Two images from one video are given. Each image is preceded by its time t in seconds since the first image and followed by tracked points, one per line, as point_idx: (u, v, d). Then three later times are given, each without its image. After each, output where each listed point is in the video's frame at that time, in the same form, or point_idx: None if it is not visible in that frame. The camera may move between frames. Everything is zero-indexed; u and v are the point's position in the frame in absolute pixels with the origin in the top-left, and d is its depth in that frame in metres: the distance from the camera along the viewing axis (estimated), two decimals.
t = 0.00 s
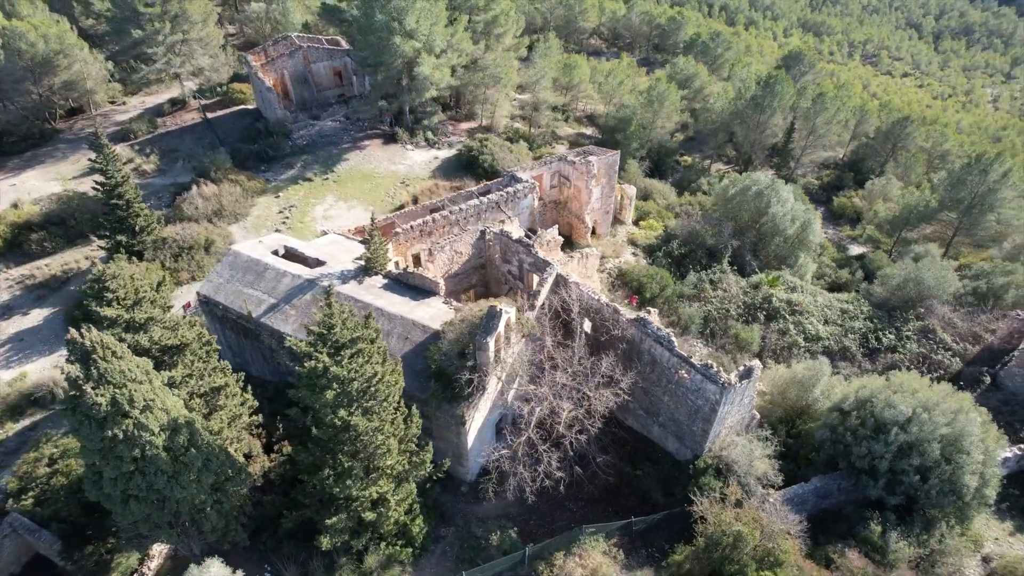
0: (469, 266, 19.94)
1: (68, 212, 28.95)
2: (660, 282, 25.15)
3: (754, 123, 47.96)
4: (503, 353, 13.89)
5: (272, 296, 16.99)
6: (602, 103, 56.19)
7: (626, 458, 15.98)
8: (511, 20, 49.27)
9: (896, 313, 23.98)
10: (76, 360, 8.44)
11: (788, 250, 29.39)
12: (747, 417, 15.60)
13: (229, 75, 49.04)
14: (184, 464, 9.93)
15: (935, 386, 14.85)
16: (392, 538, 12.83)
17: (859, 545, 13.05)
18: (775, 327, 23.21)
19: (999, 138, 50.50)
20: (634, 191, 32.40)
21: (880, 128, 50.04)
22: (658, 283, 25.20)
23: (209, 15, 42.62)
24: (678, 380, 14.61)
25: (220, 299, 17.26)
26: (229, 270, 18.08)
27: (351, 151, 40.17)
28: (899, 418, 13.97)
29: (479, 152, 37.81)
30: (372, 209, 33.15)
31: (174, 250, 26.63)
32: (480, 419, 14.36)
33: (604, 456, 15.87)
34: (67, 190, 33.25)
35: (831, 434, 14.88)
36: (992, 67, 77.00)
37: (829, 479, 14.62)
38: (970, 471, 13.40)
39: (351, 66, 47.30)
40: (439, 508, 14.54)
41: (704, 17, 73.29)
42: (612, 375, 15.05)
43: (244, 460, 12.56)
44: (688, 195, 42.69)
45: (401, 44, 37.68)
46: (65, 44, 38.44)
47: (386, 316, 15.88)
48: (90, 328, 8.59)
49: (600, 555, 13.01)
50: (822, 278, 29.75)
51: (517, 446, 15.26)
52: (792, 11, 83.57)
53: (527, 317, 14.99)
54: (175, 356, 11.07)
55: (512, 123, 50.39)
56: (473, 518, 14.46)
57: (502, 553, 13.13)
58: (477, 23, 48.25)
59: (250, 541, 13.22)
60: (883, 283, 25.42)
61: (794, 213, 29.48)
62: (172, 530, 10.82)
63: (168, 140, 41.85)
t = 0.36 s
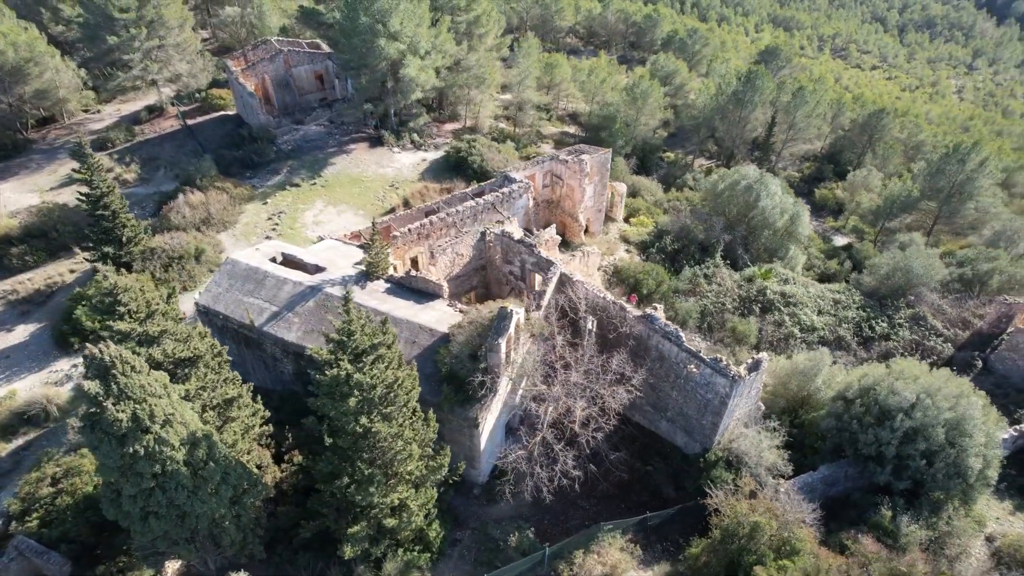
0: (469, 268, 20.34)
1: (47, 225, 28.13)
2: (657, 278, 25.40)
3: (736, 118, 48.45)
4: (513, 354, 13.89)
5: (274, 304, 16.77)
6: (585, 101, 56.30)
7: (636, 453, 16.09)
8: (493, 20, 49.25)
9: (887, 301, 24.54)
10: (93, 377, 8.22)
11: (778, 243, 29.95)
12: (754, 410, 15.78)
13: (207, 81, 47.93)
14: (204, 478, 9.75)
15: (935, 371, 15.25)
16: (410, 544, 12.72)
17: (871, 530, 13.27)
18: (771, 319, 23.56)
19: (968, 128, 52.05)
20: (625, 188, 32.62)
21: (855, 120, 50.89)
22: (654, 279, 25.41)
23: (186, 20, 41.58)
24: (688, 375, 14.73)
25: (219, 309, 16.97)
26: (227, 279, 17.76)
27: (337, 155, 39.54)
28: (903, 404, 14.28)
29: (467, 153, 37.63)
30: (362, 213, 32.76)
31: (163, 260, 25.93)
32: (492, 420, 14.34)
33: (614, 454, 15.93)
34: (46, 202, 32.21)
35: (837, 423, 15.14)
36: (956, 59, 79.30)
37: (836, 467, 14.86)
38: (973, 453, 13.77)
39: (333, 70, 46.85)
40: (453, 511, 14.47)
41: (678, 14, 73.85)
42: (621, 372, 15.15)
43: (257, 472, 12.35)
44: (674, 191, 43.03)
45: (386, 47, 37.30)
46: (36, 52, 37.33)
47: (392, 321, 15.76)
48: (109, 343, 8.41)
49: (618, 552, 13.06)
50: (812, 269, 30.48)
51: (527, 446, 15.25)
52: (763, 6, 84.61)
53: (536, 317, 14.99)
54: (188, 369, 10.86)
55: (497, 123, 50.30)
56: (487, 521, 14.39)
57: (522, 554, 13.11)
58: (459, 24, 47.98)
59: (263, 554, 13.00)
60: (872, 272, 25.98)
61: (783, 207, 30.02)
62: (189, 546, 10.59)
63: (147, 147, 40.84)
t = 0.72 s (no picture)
0: (470, 270, 19.78)
1: (27, 238, 27.38)
2: (653, 274, 25.64)
3: (718, 113, 48.88)
4: (524, 355, 13.92)
5: (276, 311, 16.53)
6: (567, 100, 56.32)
7: (645, 449, 16.18)
8: (474, 20, 49.09)
9: (877, 290, 25.09)
10: (114, 392, 8.02)
11: (768, 235, 30.50)
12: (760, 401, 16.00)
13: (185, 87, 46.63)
14: (225, 491, 9.61)
15: (934, 357, 15.64)
16: (429, 549, 12.66)
17: (882, 515, 13.54)
18: (766, 311, 23.89)
19: (938, 118, 53.47)
20: (615, 185, 32.81)
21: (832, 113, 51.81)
22: (649, 275, 25.63)
23: (162, 24, 40.29)
24: (696, 369, 14.86)
25: (220, 318, 16.68)
26: (226, 287, 17.46)
27: (323, 159, 38.87)
28: (907, 391, 14.62)
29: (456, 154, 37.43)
30: (353, 217, 32.36)
31: (153, 271, 25.14)
32: (505, 421, 14.33)
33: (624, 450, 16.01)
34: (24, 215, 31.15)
35: (842, 411, 15.42)
36: (921, 51, 81.32)
37: (843, 454, 15.12)
38: (975, 435, 14.17)
39: (314, 73, 46.29)
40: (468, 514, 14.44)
41: (653, 11, 74.24)
42: (631, 369, 15.20)
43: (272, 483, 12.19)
44: (660, 187, 43.31)
45: (371, 49, 36.83)
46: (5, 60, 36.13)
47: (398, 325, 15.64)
48: (129, 358, 8.25)
49: (637, 548, 13.11)
50: (801, 260, 31.10)
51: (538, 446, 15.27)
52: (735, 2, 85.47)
53: (545, 317, 15.02)
54: (202, 381, 10.69)
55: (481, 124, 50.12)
56: (502, 522, 14.35)
57: (541, 554, 13.11)
58: (440, 25, 47.63)
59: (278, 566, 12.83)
60: (861, 262, 26.54)
61: (772, 200, 30.49)
62: (210, 561, 10.42)
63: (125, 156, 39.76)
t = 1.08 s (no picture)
0: (471, 271, 19.68)
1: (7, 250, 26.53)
2: (648, 270, 25.86)
3: (701, 108, 49.25)
4: (534, 354, 13.95)
5: (279, 319, 16.30)
6: (549, 98, 56.28)
7: (653, 444, 16.27)
8: (456, 21, 48.90)
9: (868, 279, 25.62)
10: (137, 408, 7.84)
11: (758, 228, 30.98)
12: (765, 392, 16.22)
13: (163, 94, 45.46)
14: (248, 504, 9.46)
15: (932, 343, 16.03)
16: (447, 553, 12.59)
17: (891, 500, 13.84)
18: (762, 303, 24.22)
19: (909, 108, 54.77)
20: (605, 182, 32.98)
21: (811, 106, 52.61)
22: (645, 271, 25.83)
23: (138, 29, 39.17)
24: (704, 362, 15.01)
25: (221, 327, 16.40)
26: (226, 296, 17.15)
27: (309, 163, 38.32)
28: (909, 377, 14.96)
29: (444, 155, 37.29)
30: (344, 222, 32.00)
31: (143, 281, 24.56)
32: (517, 422, 14.32)
33: (633, 446, 16.08)
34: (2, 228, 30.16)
35: (845, 399, 15.73)
36: (888, 44, 83.13)
37: (848, 441, 15.42)
38: (975, 418, 14.58)
39: (296, 77, 45.73)
40: (482, 515, 14.40)
41: (628, 8, 74.56)
42: (641, 366, 15.29)
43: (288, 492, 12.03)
44: (647, 183, 43.57)
45: (355, 51, 36.40)
46: None
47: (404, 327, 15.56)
48: (152, 373, 8.08)
49: (654, 542, 13.24)
50: (790, 252, 31.65)
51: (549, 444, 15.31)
52: None
53: (553, 316, 15.07)
54: (219, 392, 10.49)
55: (465, 124, 49.92)
56: (517, 522, 14.36)
57: (559, 553, 13.14)
58: (422, 25, 47.23)
59: None
60: (850, 252, 27.06)
61: (761, 194, 30.92)
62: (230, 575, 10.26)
63: (103, 164, 38.66)
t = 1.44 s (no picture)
0: (472, 271, 19.61)
1: None
2: (644, 265, 26.06)
3: (684, 103, 49.55)
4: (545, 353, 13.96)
5: (283, 326, 16.07)
6: (532, 96, 56.16)
7: (664, 439, 16.36)
8: (438, 21, 48.60)
9: (858, 268, 26.15)
10: (164, 423, 7.70)
11: (748, 221, 31.38)
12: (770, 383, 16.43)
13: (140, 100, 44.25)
14: (273, 515, 9.34)
15: (930, 329, 16.41)
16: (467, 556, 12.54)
17: (899, 484, 14.16)
18: (757, 295, 24.53)
19: (881, 99, 55.99)
20: (596, 180, 33.09)
21: (789, 99, 53.29)
22: (641, 266, 26.01)
23: (113, 34, 38.10)
24: (711, 355, 15.16)
25: (224, 336, 16.11)
26: (227, 304, 16.86)
27: (295, 167, 37.70)
28: (911, 363, 15.30)
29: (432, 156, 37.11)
30: (335, 225, 31.63)
31: (134, 292, 23.92)
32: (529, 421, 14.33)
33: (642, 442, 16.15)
34: None
35: (848, 387, 16.03)
36: (855, 37, 84.71)
37: (853, 428, 15.72)
38: (974, 401, 15.00)
39: (277, 79, 45.11)
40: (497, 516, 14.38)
41: (604, 5, 74.66)
42: (651, 361, 15.37)
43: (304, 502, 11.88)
44: (633, 179, 43.78)
45: (340, 53, 35.91)
46: None
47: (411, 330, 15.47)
48: (178, 386, 7.92)
49: (670, 536, 13.36)
50: (779, 244, 32.16)
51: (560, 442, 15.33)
52: None
53: (562, 314, 15.11)
54: (236, 402, 10.34)
55: (450, 124, 49.65)
56: (532, 521, 14.36)
57: (578, 551, 13.16)
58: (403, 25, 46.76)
59: None
60: (839, 243, 27.58)
61: (750, 187, 31.28)
62: None
63: (81, 173, 37.59)
